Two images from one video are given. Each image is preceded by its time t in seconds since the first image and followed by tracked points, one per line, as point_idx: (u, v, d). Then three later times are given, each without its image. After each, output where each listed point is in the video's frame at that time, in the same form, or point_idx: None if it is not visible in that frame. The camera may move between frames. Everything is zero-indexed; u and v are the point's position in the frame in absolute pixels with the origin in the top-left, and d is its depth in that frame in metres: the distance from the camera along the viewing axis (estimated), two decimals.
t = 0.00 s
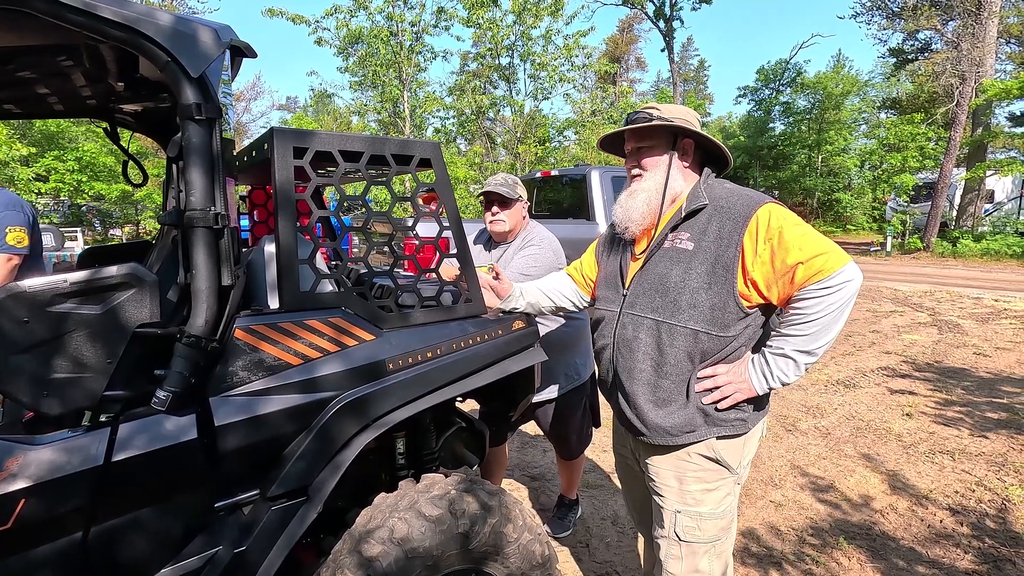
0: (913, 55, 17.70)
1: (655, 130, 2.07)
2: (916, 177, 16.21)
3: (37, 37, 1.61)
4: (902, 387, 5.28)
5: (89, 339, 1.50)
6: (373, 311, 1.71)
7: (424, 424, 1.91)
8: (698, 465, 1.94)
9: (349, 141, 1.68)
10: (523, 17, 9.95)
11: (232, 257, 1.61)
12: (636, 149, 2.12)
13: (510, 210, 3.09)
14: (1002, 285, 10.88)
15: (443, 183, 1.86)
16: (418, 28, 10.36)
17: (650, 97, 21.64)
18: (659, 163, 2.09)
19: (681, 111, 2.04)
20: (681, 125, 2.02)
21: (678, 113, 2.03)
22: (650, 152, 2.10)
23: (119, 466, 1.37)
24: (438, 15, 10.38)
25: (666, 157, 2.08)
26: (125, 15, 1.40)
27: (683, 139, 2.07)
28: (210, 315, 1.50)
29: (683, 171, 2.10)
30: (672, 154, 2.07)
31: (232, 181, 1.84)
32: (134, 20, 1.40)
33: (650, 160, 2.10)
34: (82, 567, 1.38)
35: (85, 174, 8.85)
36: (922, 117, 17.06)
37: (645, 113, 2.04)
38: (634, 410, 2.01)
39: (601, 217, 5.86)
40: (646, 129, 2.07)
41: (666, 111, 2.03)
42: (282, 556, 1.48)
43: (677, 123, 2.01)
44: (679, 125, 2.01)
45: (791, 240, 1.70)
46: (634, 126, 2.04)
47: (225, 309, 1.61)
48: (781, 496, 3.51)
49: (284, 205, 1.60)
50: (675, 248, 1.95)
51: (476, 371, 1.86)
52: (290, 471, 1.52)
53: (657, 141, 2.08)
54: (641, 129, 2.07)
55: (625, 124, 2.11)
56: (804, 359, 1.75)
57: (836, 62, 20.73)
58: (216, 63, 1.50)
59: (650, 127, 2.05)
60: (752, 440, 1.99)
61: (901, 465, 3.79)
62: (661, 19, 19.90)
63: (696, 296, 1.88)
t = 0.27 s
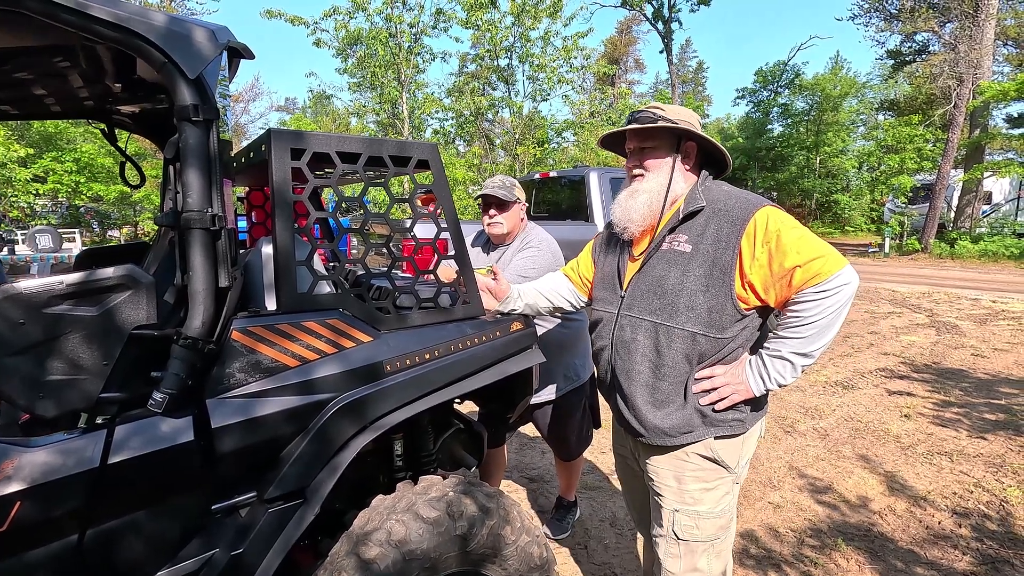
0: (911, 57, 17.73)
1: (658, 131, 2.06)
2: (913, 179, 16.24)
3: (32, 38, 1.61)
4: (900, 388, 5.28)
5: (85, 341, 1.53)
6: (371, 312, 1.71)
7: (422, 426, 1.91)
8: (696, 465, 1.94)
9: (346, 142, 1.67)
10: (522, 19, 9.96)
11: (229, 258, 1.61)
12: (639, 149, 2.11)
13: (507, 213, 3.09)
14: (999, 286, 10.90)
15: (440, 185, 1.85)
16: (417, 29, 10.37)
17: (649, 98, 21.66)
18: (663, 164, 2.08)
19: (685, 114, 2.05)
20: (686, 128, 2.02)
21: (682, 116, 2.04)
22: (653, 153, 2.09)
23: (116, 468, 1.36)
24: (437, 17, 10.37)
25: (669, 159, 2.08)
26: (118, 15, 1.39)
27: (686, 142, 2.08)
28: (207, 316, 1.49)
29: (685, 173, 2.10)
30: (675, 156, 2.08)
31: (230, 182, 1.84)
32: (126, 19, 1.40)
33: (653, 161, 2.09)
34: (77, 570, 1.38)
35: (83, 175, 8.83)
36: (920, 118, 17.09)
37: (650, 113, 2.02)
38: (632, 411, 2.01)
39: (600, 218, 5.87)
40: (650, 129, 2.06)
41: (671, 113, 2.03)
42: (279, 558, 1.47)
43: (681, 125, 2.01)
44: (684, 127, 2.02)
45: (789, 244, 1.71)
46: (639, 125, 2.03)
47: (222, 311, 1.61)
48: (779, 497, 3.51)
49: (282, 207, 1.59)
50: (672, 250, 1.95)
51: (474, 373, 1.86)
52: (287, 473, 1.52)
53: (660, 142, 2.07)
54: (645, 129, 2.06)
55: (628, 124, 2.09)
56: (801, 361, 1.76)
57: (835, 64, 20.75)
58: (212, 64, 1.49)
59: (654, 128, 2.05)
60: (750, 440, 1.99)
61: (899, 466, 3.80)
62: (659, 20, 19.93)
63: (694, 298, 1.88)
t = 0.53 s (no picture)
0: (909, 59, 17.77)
1: (664, 131, 2.08)
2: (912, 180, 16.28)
3: (30, 40, 1.61)
4: (898, 389, 5.29)
5: (83, 343, 1.53)
6: (370, 314, 1.71)
7: (421, 427, 1.91)
8: (695, 466, 1.94)
9: (345, 144, 1.68)
10: (521, 20, 9.98)
11: (228, 261, 1.61)
12: (648, 147, 2.11)
13: (506, 215, 3.09)
14: (997, 288, 10.93)
15: (439, 187, 1.85)
16: (416, 31, 10.37)
17: (648, 99, 21.67)
18: (674, 162, 2.09)
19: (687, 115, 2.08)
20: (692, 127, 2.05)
21: (684, 117, 2.08)
22: (663, 151, 2.10)
23: (114, 470, 1.36)
24: (436, 19, 10.37)
25: (678, 158, 2.09)
26: (114, 17, 1.40)
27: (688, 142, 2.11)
28: (205, 319, 1.50)
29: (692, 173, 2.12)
30: (683, 155, 2.09)
31: (229, 184, 1.85)
32: (121, 21, 1.40)
33: (664, 159, 2.09)
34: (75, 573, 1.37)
35: (82, 177, 8.81)
36: (918, 120, 17.13)
37: (656, 113, 2.03)
38: (631, 410, 2.01)
39: (598, 220, 5.87)
40: (657, 129, 2.08)
41: (673, 113, 2.06)
42: (277, 560, 1.47)
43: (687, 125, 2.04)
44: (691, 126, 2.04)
45: (786, 243, 1.71)
46: (650, 124, 2.03)
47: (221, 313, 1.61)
48: (778, 498, 3.52)
49: (281, 209, 1.59)
50: (671, 250, 1.95)
51: (473, 374, 1.86)
52: (286, 475, 1.52)
53: (666, 142, 2.09)
54: (653, 129, 2.07)
55: (635, 124, 2.09)
56: (799, 360, 1.76)
57: (833, 65, 20.79)
58: (210, 66, 1.50)
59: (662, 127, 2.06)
60: (749, 440, 1.99)
61: (897, 467, 3.80)
62: (658, 22, 19.96)
63: (692, 298, 1.88)
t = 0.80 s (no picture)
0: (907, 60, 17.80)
1: (663, 136, 2.08)
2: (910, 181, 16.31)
3: (30, 44, 1.61)
4: (897, 390, 5.30)
5: (84, 346, 1.53)
6: (371, 316, 1.72)
7: (421, 429, 1.91)
8: (696, 468, 1.94)
9: (345, 147, 1.68)
10: (520, 22, 9.99)
11: (229, 263, 1.61)
12: (645, 152, 2.12)
13: (505, 216, 3.09)
14: (995, 288, 10.95)
15: (440, 189, 1.86)
16: (415, 32, 10.37)
17: (647, 100, 21.67)
18: (671, 166, 2.09)
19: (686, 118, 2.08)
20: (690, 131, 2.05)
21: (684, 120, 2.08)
22: (660, 156, 2.10)
23: (115, 473, 1.36)
24: (435, 20, 10.37)
25: (675, 162, 2.09)
26: (113, 20, 1.40)
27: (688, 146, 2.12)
28: (207, 322, 1.48)
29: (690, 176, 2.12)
30: (681, 159, 2.10)
31: (229, 187, 1.85)
32: (121, 24, 1.40)
33: (661, 164, 2.10)
34: None
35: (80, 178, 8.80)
36: (916, 121, 17.16)
37: (653, 118, 2.03)
38: (632, 412, 2.01)
39: (597, 221, 5.88)
40: (655, 134, 2.07)
41: (672, 118, 2.06)
42: (279, 563, 1.48)
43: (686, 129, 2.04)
44: (689, 130, 2.05)
45: (786, 245, 1.72)
46: (648, 129, 2.03)
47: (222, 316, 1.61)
48: (778, 499, 3.52)
49: (282, 211, 1.60)
50: (670, 252, 1.96)
51: (473, 377, 1.86)
52: (287, 477, 1.53)
53: (664, 146, 2.09)
54: (650, 134, 2.07)
55: (633, 129, 2.10)
56: (799, 362, 1.77)
57: (831, 66, 20.82)
58: (210, 69, 1.50)
59: (660, 132, 2.06)
60: (750, 441, 1.99)
61: (897, 468, 3.81)
62: (657, 23, 19.97)
63: (692, 300, 1.89)
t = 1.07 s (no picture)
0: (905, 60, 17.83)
1: (663, 137, 2.08)
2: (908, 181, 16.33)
3: (32, 45, 1.62)
4: (896, 390, 5.31)
5: (86, 346, 1.53)
6: (372, 317, 1.72)
7: (422, 430, 1.91)
8: (696, 467, 1.94)
9: (346, 148, 1.68)
10: (519, 22, 9.99)
11: (231, 263, 1.62)
12: (644, 153, 2.12)
13: (505, 216, 3.09)
14: (994, 288, 10.96)
15: (440, 190, 1.86)
16: (414, 32, 10.37)
17: (646, 100, 21.64)
18: (669, 168, 2.10)
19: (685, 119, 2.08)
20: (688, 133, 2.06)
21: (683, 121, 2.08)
22: (658, 157, 2.11)
23: (116, 473, 1.36)
24: (434, 20, 10.37)
25: (674, 164, 2.10)
26: (115, 21, 1.40)
27: (687, 147, 2.13)
28: (209, 323, 1.50)
29: (690, 176, 2.13)
30: (680, 160, 2.11)
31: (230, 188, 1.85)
32: (123, 24, 1.40)
33: (659, 165, 2.10)
34: None
35: (79, 178, 8.78)
36: (914, 121, 17.19)
37: (651, 119, 2.04)
38: (632, 412, 2.02)
39: (597, 221, 5.88)
40: (653, 136, 2.08)
41: (671, 119, 2.06)
42: (281, 563, 1.48)
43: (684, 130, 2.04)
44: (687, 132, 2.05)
45: (785, 246, 1.72)
46: (649, 130, 2.03)
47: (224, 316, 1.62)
48: (777, 499, 3.53)
49: (283, 212, 1.60)
50: (671, 253, 1.96)
51: (474, 377, 1.87)
52: (288, 478, 1.53)
53: (663, 148, 2.10)
54: (649, 135, 2.08)
55: (631, 131, 2.10)
56: (799, 362, 1.77)
57: (830, 66, 20.83)
58: (212, 70, 1.50)
59: (659, 134, 2.06)
60: (749, 441, 2.00)
61: (896, 468, 3.82)
62: (656, 23, 19.96)
63: (692, 301, 1.89)
